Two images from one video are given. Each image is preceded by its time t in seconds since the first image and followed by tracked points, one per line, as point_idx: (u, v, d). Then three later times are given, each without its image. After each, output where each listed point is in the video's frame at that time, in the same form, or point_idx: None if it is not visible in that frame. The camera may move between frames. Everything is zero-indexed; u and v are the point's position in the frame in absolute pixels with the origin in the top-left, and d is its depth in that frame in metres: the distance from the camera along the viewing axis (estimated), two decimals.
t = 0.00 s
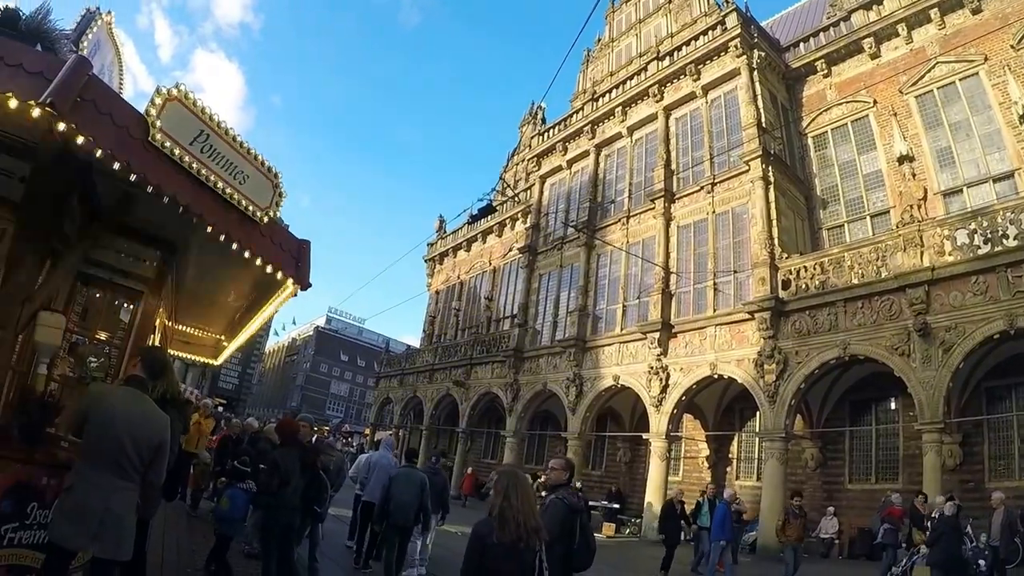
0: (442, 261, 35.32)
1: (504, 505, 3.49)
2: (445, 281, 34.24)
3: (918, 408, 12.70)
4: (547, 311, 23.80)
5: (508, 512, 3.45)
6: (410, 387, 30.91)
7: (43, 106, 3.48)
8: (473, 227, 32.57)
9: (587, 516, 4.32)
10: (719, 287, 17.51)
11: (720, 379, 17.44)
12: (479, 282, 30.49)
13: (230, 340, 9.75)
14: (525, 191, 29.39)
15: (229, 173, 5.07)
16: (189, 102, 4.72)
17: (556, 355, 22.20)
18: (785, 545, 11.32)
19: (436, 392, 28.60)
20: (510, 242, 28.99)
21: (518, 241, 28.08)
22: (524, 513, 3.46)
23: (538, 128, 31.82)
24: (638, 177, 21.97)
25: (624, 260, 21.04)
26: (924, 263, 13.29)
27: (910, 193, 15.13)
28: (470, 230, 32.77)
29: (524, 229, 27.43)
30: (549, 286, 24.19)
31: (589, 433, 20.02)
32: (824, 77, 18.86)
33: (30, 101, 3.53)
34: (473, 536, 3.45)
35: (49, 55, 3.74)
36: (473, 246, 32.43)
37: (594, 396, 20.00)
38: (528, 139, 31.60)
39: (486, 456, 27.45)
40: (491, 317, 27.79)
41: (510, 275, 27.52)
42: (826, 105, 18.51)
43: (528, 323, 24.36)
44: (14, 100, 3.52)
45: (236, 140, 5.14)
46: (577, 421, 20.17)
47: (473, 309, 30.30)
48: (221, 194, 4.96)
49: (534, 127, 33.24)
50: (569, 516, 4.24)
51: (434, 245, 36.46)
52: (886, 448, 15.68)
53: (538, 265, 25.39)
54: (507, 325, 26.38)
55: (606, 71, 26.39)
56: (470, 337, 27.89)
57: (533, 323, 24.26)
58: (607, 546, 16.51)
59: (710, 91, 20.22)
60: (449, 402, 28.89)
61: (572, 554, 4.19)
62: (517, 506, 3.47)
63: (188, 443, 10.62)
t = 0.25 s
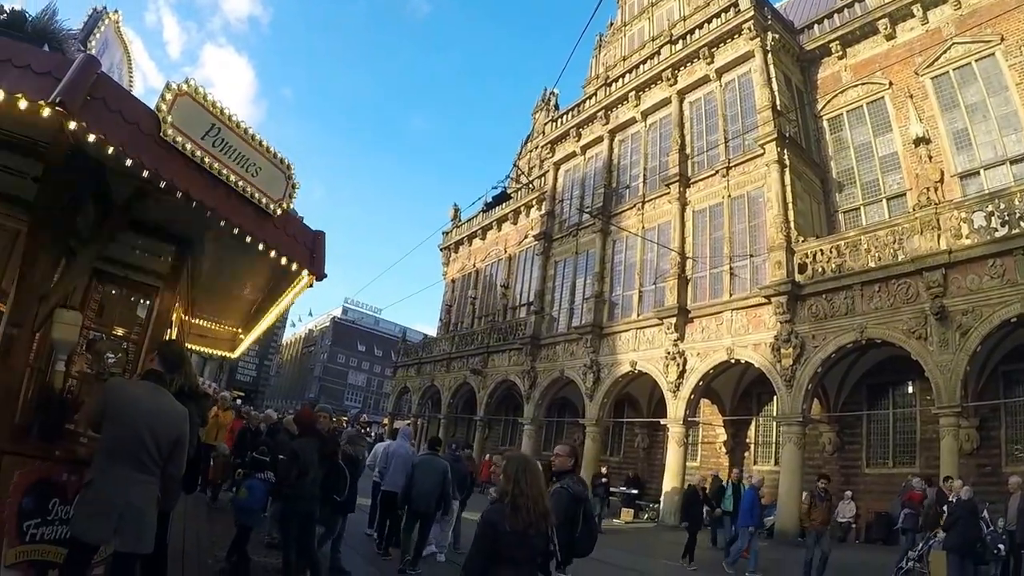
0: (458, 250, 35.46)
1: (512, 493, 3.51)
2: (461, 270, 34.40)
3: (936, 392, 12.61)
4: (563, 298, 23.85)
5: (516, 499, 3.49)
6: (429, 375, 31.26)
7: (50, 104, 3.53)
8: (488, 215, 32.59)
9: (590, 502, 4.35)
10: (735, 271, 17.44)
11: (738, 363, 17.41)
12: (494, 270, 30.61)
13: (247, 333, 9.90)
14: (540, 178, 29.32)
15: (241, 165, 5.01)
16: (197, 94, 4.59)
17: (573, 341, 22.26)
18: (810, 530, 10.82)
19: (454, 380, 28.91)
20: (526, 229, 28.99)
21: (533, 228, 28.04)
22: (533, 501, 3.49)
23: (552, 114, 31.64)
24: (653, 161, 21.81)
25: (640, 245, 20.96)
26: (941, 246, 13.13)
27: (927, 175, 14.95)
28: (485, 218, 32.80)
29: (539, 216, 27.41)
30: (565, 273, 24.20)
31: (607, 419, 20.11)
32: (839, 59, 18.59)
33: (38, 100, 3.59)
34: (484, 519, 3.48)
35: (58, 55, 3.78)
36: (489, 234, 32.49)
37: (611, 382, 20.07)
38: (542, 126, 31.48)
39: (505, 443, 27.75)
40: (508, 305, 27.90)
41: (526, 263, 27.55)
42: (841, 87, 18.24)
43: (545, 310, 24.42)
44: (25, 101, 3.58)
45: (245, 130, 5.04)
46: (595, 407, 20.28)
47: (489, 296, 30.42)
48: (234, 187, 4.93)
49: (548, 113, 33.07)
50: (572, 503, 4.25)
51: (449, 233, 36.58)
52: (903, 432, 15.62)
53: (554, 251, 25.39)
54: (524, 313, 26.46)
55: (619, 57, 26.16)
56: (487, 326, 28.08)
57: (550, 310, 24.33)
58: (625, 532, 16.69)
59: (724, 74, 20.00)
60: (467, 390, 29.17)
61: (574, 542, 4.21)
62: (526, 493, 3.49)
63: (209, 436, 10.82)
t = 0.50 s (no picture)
0: (469, 235, 35.49)
1: (515, 473, 3.57)
2: (473, 255, 34.46)
3: (949, 374, 12.53)
4: (575, 282, 23.85)
5: (520, 477, 3.54)
6: (442, 360, 31.51)
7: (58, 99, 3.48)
8: (500, 199, 32.50)
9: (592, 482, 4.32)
10: (747, 253, 17.34)
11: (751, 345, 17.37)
12: (506, 254, 30.64)
13: (260, 323, 9.99)
14: (550, 162, 29.20)
15: (250, 154, 5.03)
16: (206, 86, 4.71)
17: (585, 324, 22.29)
18: (830, 516, 10.50)
19: (468, 365, 29.14)
20: (537, 212, 28.92)
21: (545, 211, 27.92)
22: (535, 478, 3.54)
23: (561, 98, 31.42)
24: (664, 143, 21.66)
25: (652, 228, 20.87)
26: (954, 227, 12.99)
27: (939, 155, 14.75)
28: (496, 203, 32.76)
29: (550, 200, 27.35)
30: (577, 256, 24.15)
31: (620, 402, 20.15)
32: (850, 38, 18.32)
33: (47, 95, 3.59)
34: (501, 513, 3.47)
35: (63, 48, 3.78)
36: (500, 219, 32.49)
37: (624, 365, 20.11)
38: (552, 110, 31.29)
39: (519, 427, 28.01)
40: (520, 289, 27.95)
41: (538, 247, 27.53)
42: (853, 67, 17.97)
43: (557, 294, 24.41)
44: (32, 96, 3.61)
45: (256, 122, 5.12)
46: (609, 389, 20.31)
47: (501, 281, 30.49)
48: (243, 176, 4.95)
49: (557, 97, 32.84)
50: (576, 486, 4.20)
51: (460, 219, 36.60)
52: (915, 414, 15.56)
53: (565, 235, 25.33)
54: (536, 297, 26.51)
55: (628, 38, 25.88)
56: (500, 310, 28.16)
57: (562, 293, 24.32)
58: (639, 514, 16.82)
59: (734, 55, 19.74)
60: (480, 374, 29.39)
61: (578, 524, 4.14)
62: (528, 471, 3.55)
63: (224, 425, 10.96)
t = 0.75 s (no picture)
0: (477, 220, 35.49)
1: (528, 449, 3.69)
2: (481, 240, 34.48)
3: (960, 355, 12.46)
4: (584, 266, 23.84)
5: (537, 454, 3.66)
6: (453, 346, 31.74)
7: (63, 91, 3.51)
8: (508, 184, 32.38)
9: (596, 464, 4.38)
10: (757, 235, 17.24)
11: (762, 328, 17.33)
12: (515, 239, 30.61)
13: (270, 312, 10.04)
14: (557, 147, 29.06)
15: (256, 143, 5.01)
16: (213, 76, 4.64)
17: (595, 308, 22.30)
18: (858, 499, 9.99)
19: (478, 350, 29.35)
20: (545, 197, 28.81)
21: (553, 195, 27.78)
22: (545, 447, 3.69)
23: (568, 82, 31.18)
24: (672, 126, 21.50)
25: (661, 211, 20.78)
26: (965, 208, 12.84)
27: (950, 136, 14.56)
28: (504, 188, 32.68)
29: (558, 185, 27.25)
30: (586, 240, 24.11)
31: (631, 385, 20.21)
32: (859, 18, 18.03)
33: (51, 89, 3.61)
34: (529, 496, 3.51)
35: (67, 42, 3.81)
36: (508, 204, 32.43)
37: (634, 349, 20.12)
38: (559, 94, 31.09)
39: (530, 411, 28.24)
40: (529, 274, 27.98)
41: (546, 231, 27.49)
42: (863, 47, 17.70)
43: (566, 279, 24.41)
44: (35, 90, 3.63)
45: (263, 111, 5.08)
46: (620, 372, 20.35)
47: (511, 266, 30.52)
48: (250, 165, 4.93)
49: (564, 80, 32.58)
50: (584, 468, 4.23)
51: (468, 205, 36.59)
52: (925, 396, 15.51)
53: (574, 219, 25.27)
54: (545, 281, 26.54)
55: (634, 20, 25.59)
56: (509, 295, 28.23)
57: (572, 277, 24.28)
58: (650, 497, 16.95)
59: (742, 36, 19.50)
60: (491, 360, 29.58)
61: (584, 504, 4.20)
62: (538, 437, 3.71)
63: (236, 414, 11.05)
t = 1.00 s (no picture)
0: (486, 205, 35.46)
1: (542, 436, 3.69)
2: (490, 225, 34.48)
3: (971, 337, 12.39)
4: (593, 250, 23.81)
5: (554, 441, 3.71)
6: (464, 331, 31.99)
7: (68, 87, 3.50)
8: (516, 169, 32.27)
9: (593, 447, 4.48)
10: (766, 217, 17.15)
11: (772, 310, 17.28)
12: (524, 224, 30.58)
13: (280, 302, 10.08)
14: (564, 130, 28.91)
15: (262, 132, 4.99)
16: (217, 65, 4.63)
17: (604, 292, 22.29)
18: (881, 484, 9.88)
19: (488, 335, 29.56)
20: (553, 181, 28.68)
21: (561, 178, 27.66)
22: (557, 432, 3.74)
23: (574, 65, 30.93)
24: (679, 108, 21.35)
25: (669, 193, 20.69)
26: (975, 189, 12.70)
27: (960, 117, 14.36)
28: (512, 172, 32.58)
29: (566, 169, 27.15)
30: (594, 224, 24.06)
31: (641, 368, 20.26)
32: None
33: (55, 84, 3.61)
34: (550, 487, 3.58)
35: (69, 36, 3.80)
36: (516, 189, 32.35)
37: (644, 332, 20.13)
38: (565, 77, 30.87)
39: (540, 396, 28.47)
40: (538, 258, 28.00)
41: (555, 215, 27.46)
42: (872, 26, 17.42)
43: (576, 262, 24.39)
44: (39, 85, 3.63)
45: (268, 100, 5.05)
46: (630, 355, 20.36)
47: (520, 251, 30.55)
48: (258, 153, 4.91)
49: (571, 63, 32.32)
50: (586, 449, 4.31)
51: (476, 190, 36.57)
52: (936, 378, 15.46)
53: (583, 203, 25.19)
54: (554, 266, 26.55)
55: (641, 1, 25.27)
56: (518, 280, 28.29)
57: (581, 261, 24.27)
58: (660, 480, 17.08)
59: (749, 16, 19.27)
60: (501, 345, 29.78)
61: (585, 484, 4.26)
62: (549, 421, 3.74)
63: (248, 403, 11.16)
